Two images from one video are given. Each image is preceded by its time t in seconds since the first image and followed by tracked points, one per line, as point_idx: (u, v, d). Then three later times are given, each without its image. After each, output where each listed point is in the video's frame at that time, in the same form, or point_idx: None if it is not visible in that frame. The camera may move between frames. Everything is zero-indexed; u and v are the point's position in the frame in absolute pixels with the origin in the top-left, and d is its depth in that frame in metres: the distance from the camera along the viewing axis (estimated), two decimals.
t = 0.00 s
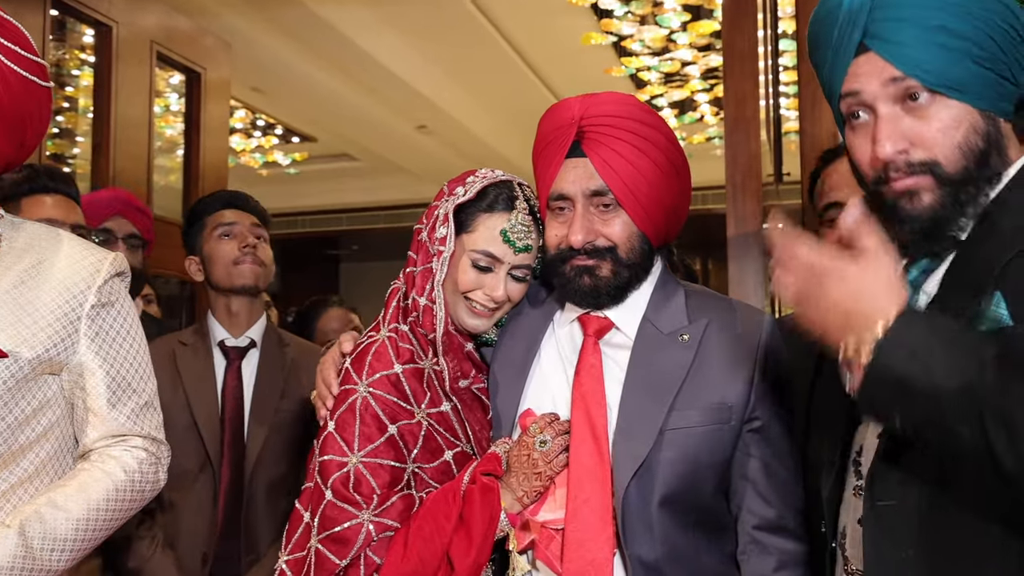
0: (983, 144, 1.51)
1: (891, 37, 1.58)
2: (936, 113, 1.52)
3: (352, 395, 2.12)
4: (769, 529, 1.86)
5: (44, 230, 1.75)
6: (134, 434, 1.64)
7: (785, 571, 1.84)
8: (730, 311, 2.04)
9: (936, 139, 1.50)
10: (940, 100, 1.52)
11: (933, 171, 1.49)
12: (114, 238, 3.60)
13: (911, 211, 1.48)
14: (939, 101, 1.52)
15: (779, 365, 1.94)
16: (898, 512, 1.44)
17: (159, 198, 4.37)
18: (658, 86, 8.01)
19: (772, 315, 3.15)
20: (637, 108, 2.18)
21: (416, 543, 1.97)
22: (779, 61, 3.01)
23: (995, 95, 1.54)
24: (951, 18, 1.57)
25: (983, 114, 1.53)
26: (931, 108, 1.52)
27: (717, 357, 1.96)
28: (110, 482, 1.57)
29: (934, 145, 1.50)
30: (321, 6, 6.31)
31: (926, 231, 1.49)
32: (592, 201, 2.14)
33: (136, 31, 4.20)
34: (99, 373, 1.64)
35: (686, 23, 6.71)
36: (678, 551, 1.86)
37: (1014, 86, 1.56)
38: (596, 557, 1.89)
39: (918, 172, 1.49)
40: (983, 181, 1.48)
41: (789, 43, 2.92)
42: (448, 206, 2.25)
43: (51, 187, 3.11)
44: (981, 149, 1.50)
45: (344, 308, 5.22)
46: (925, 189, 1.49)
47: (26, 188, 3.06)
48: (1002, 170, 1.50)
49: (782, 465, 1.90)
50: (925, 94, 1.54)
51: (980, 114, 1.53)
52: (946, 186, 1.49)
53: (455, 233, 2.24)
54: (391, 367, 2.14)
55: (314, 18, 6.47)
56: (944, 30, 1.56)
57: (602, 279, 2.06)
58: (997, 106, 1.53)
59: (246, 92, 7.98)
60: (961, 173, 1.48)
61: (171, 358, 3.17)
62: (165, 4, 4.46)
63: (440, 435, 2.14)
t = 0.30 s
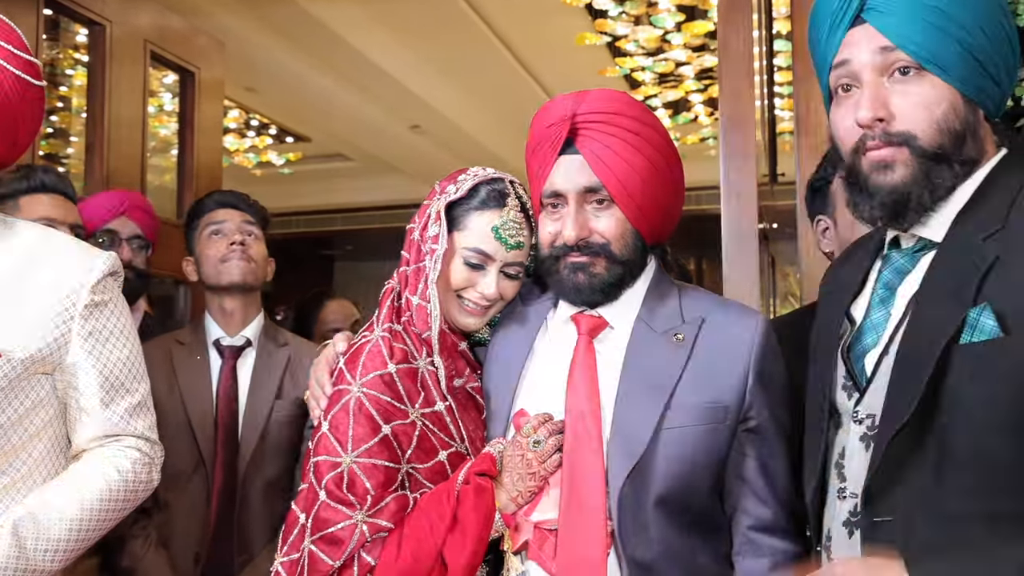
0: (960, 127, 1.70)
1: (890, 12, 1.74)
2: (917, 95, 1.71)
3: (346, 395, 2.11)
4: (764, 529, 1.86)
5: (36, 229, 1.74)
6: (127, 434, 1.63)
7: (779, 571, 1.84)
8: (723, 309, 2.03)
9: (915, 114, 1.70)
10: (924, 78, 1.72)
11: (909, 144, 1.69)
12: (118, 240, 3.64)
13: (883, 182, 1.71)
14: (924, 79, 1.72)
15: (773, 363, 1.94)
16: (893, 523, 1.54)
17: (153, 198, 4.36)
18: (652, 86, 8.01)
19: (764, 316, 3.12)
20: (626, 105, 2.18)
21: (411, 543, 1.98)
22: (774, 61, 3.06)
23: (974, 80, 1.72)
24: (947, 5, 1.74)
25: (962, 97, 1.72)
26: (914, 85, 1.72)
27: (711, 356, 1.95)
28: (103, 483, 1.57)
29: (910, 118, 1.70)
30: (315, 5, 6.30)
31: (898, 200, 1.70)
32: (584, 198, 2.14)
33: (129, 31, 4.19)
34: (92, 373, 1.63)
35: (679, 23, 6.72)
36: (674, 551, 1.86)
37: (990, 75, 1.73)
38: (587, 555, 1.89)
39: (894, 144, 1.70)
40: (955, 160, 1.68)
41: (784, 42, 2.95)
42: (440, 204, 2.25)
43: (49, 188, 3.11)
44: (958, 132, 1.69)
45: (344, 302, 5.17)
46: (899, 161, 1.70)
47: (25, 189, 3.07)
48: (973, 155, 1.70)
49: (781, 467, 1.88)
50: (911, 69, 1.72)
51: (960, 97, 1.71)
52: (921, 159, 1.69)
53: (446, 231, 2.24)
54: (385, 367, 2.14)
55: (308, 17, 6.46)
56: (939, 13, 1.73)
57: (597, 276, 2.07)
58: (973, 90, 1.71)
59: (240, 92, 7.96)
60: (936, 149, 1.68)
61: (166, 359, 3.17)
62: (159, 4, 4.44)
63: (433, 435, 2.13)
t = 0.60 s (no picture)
0: (943, 125, 1.73)
1: (884, 10, 1.76)
2: (903, 94, 1.74)
3: (336, 398, 2.10)
4: (758, 531, 1.88)
5: (30, 230, 1.74)
6: (122, 434, 1.63)
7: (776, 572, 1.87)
8: (718, 311, 2.04)
9: (901, 110, 1.73)
10: (913, 77, 1.74)
11: (892, 139, 1.73)
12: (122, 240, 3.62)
13: (866, 176, 1.75)
14: (912, 78, 1.74)
15: (767, 366, 1.95)
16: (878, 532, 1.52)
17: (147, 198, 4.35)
18: (647, 87, 8.02)
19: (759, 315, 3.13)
20: (623, 104, 2.18)
21: (402, 546, 1.96)
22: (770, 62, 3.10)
23: (959, 82, 1.74)
24: (938, 5, 1.75)
25: (947, 97, 1.74)
26: (903, 83, 1.75)
27: (706, 358, 1.96)
28: (98, 484, 1.56)
29: (895, 114, 1.73)
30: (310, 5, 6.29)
31: (878, 195, 1.75)
32: (581, 198, 2.14)
33: (123, 31, 4.18)
34: (87, 374, 1.63)
35: (674, 23, 6.73)
36: (668, 552, 1.87)
37: (974, 78, 1.75)
38: (583, 558, 1.89)
39: (878, 139, 1.74)
40: (936, 158, 1.72)
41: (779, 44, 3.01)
42: (432, 205, 2.24)
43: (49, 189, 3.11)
44: (941, 130, 1.73)
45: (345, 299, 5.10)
46: (882, 156, 1.74)
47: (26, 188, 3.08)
48: (955, 155, 1.73)
49: (772, 468, 1.92)
50: (901, 67, 1.75)
51: (945, 97, 1.74)
52: (903, 154, 1.73)
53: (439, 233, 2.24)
54: (376, 369, 2.13)
55: (302, 17, 6.45)
56: (930, 13, 1.74)
57: (593, 277, 2.07)
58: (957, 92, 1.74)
59: (234, 92, 7.95)
60: (918, 146, 1.72)
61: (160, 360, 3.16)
62: (153, 4, 4.43)
63: (425, 437, 2.13)
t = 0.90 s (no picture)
0: (933, 123, 1.74)
1: (881, 8, 1.76)
2: (895, 92, 1.74)
3: (334, 396, 2.10)
4: (755, 531, 1.89)
5: (25, 228, 1.73)
6: (118, 433, 1.62)
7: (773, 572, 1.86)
8: (716, 311, 2.04)
9: (892, 107, 1.74)
10: (906, 75, 1.75)
11: (882, 135, 1.74)
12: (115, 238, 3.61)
13: (856, 171, 1.75)
14: (905, 75, 1.75)
15: (763, 366, 1.96)
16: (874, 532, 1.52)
17: (141, 197, 4.33)
18: (642, 88, 8.03)
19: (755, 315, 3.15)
20: (618, 105, 2.19)
21: (399, 546, 1.97)
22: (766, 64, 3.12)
23: (952, 82, 1.74)
24: (934, 5, 1.76)
25: (940, 97, 1.75)
26: (895, 81, 1.75)
27: (703, 357, 1.97)
28: (94, 482, 1.56)
29: (885, 111, 1.74)
30: (305, 5, 6.29)
31: (867, 190, 1.75)
32: (578, 198, 2.14)
33: (119, 30, 4.17)
34: (82, 372, 1.62)
35: (670, 23, 6.73)
36: (664, 551, 1.87)
37: (967, 79, 1.76)
38: (579, 557, 1.89)
39: (868, 136, 1.75)
40: (925, 157, 1.72)
41: (775, 44, 3.00)
42: (432, 204, 2.25)
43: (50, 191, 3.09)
44: (931, 129, 1.73)
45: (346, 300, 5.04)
46: (871, 152, 1.75)
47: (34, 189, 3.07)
48: (944, 153, 1.73)
49: (769, 467, 1.93)
50: (894, 64, 1.76)
51: (936, 96, 1.75)
52: (892, 151, 1.73)
53: (438, 231, 2.23)
54: (374, 368, 2.13)
55: (298, 17, 6.45)
56: (926, 12, 1.75)
57: (590, 277, 2.07)
58: (949, 91, 1.74)
59: (229, 91, 7.94)
60: (907, 143, 1.72)
61: (157, 360, 3.15)
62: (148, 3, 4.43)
63: (422, 436, 2.13)
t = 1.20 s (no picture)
0: (927, 120, 1.74)
1: (879, 6, 1.77)
2: (890, 89, 1.75)
3: (332, 395, 2.10)
4: (753, 531, 1.89)
5: (21, 226, 1.72)
6: (114, 432, 1.61)
7: (770, 572, 1.86)
8: (716, 311, 2.04)
9: (886, 103, 1.75)
10: (902, 73, 1.75)
11: (875, 132, 1.75)
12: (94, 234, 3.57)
13: (848, 167, 1.78)
14: (900, 72, 1.75)
15: (763, 366, 1.96)
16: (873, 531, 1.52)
17: (136, 197, 4.33)
18: (637, 87, 8.03)
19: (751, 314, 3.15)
20: (615, 104, 2.18)
21: (398, 545, 1.97)
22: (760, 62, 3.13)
23: (950, 80, 1.73)
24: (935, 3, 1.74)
25: (937, 96, 1.74)
26: (891, 79, 1.75)
27: (703, 356, 1.97)
28: (90, 481, 1.55)
29: (880, 107, 1.75)
30: (300, 3, 6.28)
31: (860, 186, 1.77)
32: (576, 197, 2.14)
33: (114, 29, 4.16)
34: (78, 371, 1.62)
35: (666, 23, 6.73)
36: (662, 550, 1.87)
37: (969, 76, 1.73)
38: (577, 556, 1.89)
39: (861, 131, 1.77)
40: (919, 153, 1.73)
41: (771, 44, 3.01)
42: (433, 203, 2.24)
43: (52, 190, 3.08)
44: (926, 126, 1.73)
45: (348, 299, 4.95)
46: (865, 148, 1.76)
47: (37, 189, 3.07)
48: (941, 150, 1.74)
49: (767, 466, 1.93)
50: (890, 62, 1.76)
51: (932, 93, 1.74)
52: (886, 147, 1.75)
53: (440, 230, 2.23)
54: (372, 367, 2.12)
55: (293, 15, 6.43)
56: (924, 10, 1.74)
57: (590, 275, 2.07)
58: (946, 89, 1.73)
59: (224, 90, 7.92)
60: (900, 139, 1.74)
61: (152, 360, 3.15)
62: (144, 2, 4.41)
63: (420, 435, 2.12)
